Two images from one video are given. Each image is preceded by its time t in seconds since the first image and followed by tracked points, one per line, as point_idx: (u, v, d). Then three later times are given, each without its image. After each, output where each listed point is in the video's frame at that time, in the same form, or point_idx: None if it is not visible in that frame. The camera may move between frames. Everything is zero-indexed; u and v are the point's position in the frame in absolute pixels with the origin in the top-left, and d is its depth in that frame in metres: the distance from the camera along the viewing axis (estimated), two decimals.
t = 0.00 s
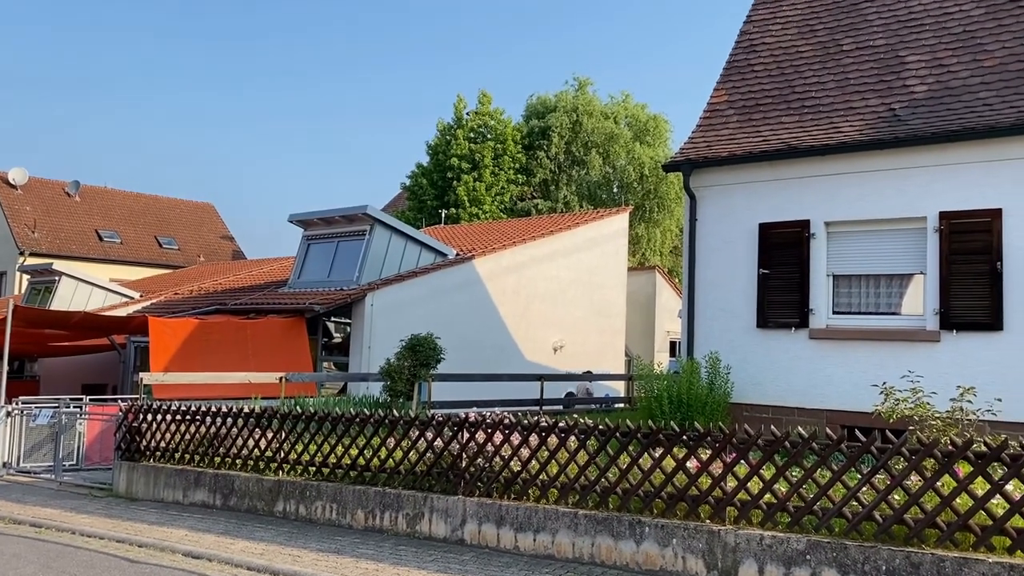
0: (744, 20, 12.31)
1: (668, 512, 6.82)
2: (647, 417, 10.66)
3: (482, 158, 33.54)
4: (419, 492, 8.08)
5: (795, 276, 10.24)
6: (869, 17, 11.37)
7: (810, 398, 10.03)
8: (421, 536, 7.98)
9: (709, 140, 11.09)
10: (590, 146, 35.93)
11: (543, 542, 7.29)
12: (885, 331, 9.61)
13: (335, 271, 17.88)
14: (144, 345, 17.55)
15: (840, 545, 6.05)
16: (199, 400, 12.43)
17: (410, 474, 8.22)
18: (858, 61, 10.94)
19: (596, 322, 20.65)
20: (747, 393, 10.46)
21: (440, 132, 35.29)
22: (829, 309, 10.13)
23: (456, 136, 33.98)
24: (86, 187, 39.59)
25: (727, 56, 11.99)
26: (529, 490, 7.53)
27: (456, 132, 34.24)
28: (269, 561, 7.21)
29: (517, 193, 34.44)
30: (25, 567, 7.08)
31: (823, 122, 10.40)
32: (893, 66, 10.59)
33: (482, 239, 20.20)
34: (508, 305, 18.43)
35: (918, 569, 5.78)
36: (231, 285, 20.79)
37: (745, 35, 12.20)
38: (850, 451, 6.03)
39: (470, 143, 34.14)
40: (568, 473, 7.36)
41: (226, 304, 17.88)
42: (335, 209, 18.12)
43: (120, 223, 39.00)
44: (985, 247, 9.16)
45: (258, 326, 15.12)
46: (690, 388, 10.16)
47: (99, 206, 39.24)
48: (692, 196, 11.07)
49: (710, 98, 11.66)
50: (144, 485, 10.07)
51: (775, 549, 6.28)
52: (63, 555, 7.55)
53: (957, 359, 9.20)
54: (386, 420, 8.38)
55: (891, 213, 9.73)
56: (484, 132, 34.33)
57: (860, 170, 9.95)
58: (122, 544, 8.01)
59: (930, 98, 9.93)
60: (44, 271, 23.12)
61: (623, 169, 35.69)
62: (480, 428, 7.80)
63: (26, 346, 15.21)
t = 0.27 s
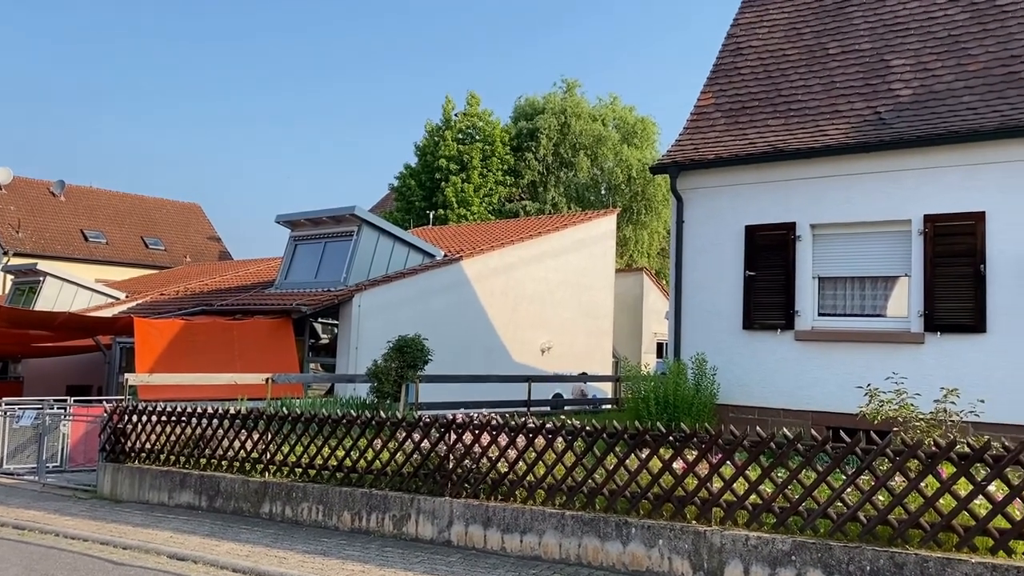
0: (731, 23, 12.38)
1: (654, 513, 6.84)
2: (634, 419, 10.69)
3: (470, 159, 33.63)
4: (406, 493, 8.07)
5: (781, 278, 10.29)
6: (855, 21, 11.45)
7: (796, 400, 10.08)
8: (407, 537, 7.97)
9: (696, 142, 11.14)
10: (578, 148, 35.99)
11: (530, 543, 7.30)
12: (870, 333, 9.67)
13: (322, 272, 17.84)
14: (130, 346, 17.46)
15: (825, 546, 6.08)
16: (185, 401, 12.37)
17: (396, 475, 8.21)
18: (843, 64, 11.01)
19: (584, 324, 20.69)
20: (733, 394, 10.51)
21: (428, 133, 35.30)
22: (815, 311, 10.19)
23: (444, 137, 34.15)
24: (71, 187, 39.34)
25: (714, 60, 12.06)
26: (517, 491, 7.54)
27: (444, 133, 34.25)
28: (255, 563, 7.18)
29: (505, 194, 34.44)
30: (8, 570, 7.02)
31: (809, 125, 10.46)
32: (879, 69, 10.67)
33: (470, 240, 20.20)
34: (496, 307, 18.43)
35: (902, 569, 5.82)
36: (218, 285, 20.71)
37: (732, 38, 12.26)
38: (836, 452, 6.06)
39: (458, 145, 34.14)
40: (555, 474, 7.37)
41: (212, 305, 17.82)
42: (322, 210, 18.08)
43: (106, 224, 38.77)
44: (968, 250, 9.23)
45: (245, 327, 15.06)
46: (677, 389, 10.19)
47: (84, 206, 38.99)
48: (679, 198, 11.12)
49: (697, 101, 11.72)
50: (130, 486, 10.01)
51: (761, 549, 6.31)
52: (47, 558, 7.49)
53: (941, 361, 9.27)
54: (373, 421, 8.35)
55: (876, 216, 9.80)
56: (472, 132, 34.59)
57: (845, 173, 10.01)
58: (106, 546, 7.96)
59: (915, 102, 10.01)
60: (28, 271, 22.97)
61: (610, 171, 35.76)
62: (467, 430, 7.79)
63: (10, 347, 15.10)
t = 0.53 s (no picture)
0: (717, 26, 12.44)
1: (639, 514, 6.86)
2: (619, 420, 10.70)
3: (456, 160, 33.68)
4: (391, 496, 8.05)
5: (765, 280, 10.33)
6: (839, 24, 11.52)
7: (780, 401, 10.13)
8: (392, 539, 7.94)
9: (681, 144, 11.18)
10: (564, 150, 36.04)
11: (515, 545, 7.29)
12: (853, 335, 9.72)
13: (307, 273, 17.77)
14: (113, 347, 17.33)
15: (808, 547, 6.11)
16: (168, 403, 12.29)
17: (381, 477, 8.19)
18: (828, 67, 11.08)
19: (570, 325, 20.72)
20: (717, 396, 10.55)
21: (415, 134, 35.28)
22: (799, 312, 10.24)
23: (431, 138, 34.15)
24: (54, 186, 39.03)
25: (700, 62, 12.11)
26: (501, 493, 7.53)
27: (431, 134, 34.22)
28: (238, 565, 7.14)
29: (491, 196, 34.44)
30: None
31: (794, 127, 10.51)
32: (863, 73, 10.74)
33: (456, 241, 20.19)
34: (482, 308, 18.41)
35: (884, 570, 5.85)
36: (203, 286, 20.60)
37: (718, 41, 12.32)
38: (819, 454, 6.09)
39: (445, 146, 34.12)
40: (540, 476, 7.37)
41: (197, 306, 17.72)
42: (308, 210, 18.02)
43: (89, 224, 38.49)
44: (951, 252, 9.29)
45: (229, 328, 14.96)
46: (662, 391, 10.18)
47: (67, 206, 38.69)
48: (664, 200, 11.15)
49: (683, 103, 11.76)
50: (112, 489, 9.93)
51: (745, 551, 6.33)
52: (27, 561, 7.42)
53: (924, 363, 9.33)
54: (357, 424, 8.28)
55: (860, 218, 9.86)
56: (459, 133, 34.61)
57: (830, 175, 10.07)
58: (88, 549, 7.89)
59: (898, 105, 10.07)
60: (10, 271, 22.76)
61: (597, 172, 35.81)
62: (452, 432, 7.76)
63: None
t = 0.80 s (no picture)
0: (701, 29, 12.50)
1: (623, 515, 6.87)
2: (604, 421, 10.73)
3: (441, 161, 33.61)
4: (375, 497, 8.03)
5: (748, 282, 10.38)
6: (822, 28, 11.61)
7: (763, 402, 10.18)
8: (375, 541, 7.92)
9: (666, 146, 11.22)
10: (550, 151, 36.09)
11: (498, 546, 7.29)
12: (835, 336, 9.79)
13: (291, 274, 17.70)
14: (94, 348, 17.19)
15: (790, 547, 6.15)
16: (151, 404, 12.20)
17: (365, 479, 8.16)
18: (811, 71, 11.15)
19: (555, 326, 20.76)
20: (701, 396, 10.60)
21: (400, 135, 35.25)
22: (782, 314, 10.29)
23: (416, 139, 34.13)
24: (34, 186, 38.65)
25: (684, 65, 12.16)
26: (485, 494, 7.52)
27: (416, 135, 34.19)
28: (220, 567, 7.10)
29: (476, 197, 34.44)
30: None
31: (777, 130, 10.57)
32: (845, 76, 10.82)
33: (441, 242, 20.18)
34: (467, 309, 18.41)
35: (865, 570, 5.89)
36: (185, 286, 20.47)
37: (702, 44, 12.39)
38: (801, 454, 6.12)
39: (430, 146, 34.09)
40: (524, 477, 7.37)
41: (179, 306, 17.61)
42: (291, 211, 17.95)
43: (70, 224, 38.14)
44: (932, 254, 9.38)
45: (212, 329, 14.87)
46: (646, 392, 10.22)
47: (47, 205, 38.32)
48: (648, 202, 11.18)
49: (667, 105, 11.81)
50: (92, 491, 9.84)
51: (727, 551, 6.36)
52: (7, 564, 7.34)
53: (905, 364, 9.41)
54: (341, 425, 8.23)
55: (842, 220, 9.93)
56: (444, 134, 34.53)
57: (812, 178, 10.13)
58: (68, 552, 7.81)
59: (880, 108, 10.15)
60: None
61: (582, 174, 35.86)
62: (437, 433, 7.76)
63: None
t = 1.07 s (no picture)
0: (684, 31, 12.56)
1: (606, 515, 6.89)
2: (587, 422, 10.75)
3: (426, 162, 33.63)
4: (358, 499, 8.00)
5: (731, 283, 10.43)
6: (805, 31, 11.69)
7: (745, 403, 10.23)
8: (358, 543, 7.90)
9: (649, 148, 11.26)
10: (534, 153, 36.13)
11: (481, 547, 7.28)
12: (816, 337, 9.85)
13: (274, 275, 17.62)
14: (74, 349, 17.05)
15: (771, 547, 6.18)
16: (132, 406, 12.11)
17: (348, 480, 8.14)
18: (793, 73, 11.23)
19: (539, 327, 20.79)
20: (684, 397, 10.64)
21: (384, 136, 35.21)
22: (764, 315, 10.35)
23: (401, 139, 34.11)
24: (14, 185, 38.27)
25: (667, 67, 12.22)
26: (469, 495, 7.52)
27: (400, 136, 34.14)
28: (201, 570, 7.05)
29: (461, 198, 34.41)
30: None
31: (759, 132, 10.64)
32: (827, 79, 10.90)
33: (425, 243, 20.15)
34: (451, 310, 18.39)
35: (846, 569, 5.93)
36: (167, 287, 20.33)
37: (686, 47, 12.45)
38: (782, 455, 6.15)
39: (414, 147, 34.04)
40: (507, 478, 7.37)
41: (161, 307, 17.49)
42: (274, 211, 17.88)
43: (50, 224, 37.79)
44: (912, 256, 9.46)
45: (194, 330, 14.76)
46: (629, 392, 10.26)
47: (27, 205, 37.95)
48: (632, 203, 11.21)
49: (651, 107, 11.86)
50: (72, 493, 9.76)
51: (709, 551, 6.39)
52: None
53: (885, 365, 9.49)
54: (324, 426, 8.20)
55: (824, 222, 10.00)
56: (429, 135, 34.56)
57: (794, 180, 10.20)
58: (47, 555, 7.75)
59: (861, 111, 10.23)
60: None
61: (566, 175, 35.92)
62: (420, 434, 7.77)
63: None
